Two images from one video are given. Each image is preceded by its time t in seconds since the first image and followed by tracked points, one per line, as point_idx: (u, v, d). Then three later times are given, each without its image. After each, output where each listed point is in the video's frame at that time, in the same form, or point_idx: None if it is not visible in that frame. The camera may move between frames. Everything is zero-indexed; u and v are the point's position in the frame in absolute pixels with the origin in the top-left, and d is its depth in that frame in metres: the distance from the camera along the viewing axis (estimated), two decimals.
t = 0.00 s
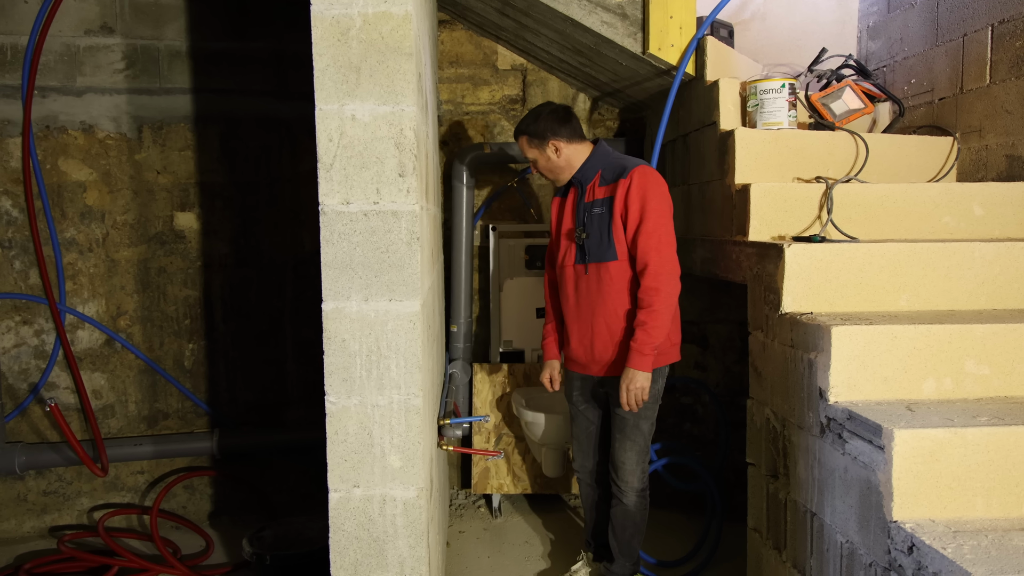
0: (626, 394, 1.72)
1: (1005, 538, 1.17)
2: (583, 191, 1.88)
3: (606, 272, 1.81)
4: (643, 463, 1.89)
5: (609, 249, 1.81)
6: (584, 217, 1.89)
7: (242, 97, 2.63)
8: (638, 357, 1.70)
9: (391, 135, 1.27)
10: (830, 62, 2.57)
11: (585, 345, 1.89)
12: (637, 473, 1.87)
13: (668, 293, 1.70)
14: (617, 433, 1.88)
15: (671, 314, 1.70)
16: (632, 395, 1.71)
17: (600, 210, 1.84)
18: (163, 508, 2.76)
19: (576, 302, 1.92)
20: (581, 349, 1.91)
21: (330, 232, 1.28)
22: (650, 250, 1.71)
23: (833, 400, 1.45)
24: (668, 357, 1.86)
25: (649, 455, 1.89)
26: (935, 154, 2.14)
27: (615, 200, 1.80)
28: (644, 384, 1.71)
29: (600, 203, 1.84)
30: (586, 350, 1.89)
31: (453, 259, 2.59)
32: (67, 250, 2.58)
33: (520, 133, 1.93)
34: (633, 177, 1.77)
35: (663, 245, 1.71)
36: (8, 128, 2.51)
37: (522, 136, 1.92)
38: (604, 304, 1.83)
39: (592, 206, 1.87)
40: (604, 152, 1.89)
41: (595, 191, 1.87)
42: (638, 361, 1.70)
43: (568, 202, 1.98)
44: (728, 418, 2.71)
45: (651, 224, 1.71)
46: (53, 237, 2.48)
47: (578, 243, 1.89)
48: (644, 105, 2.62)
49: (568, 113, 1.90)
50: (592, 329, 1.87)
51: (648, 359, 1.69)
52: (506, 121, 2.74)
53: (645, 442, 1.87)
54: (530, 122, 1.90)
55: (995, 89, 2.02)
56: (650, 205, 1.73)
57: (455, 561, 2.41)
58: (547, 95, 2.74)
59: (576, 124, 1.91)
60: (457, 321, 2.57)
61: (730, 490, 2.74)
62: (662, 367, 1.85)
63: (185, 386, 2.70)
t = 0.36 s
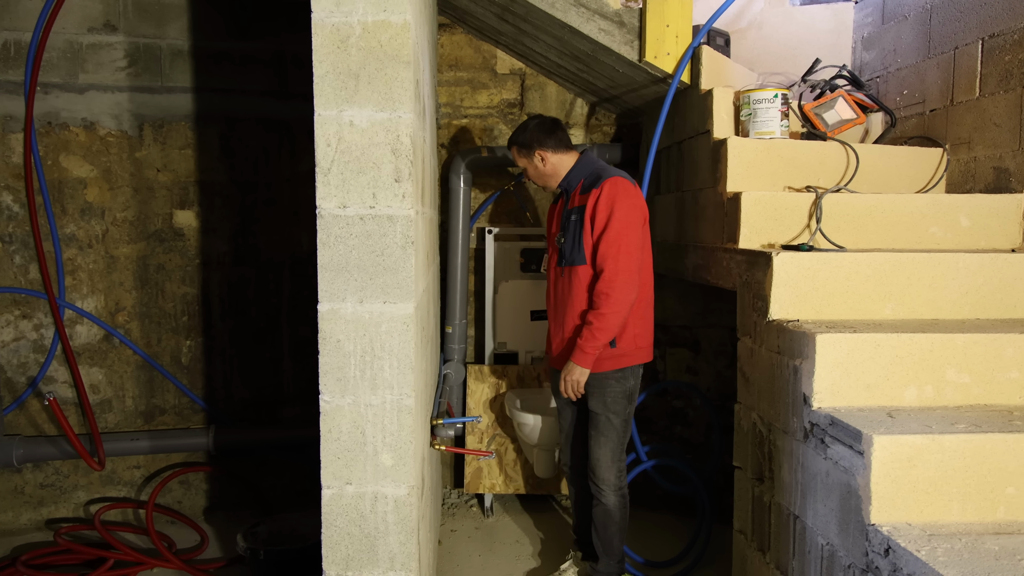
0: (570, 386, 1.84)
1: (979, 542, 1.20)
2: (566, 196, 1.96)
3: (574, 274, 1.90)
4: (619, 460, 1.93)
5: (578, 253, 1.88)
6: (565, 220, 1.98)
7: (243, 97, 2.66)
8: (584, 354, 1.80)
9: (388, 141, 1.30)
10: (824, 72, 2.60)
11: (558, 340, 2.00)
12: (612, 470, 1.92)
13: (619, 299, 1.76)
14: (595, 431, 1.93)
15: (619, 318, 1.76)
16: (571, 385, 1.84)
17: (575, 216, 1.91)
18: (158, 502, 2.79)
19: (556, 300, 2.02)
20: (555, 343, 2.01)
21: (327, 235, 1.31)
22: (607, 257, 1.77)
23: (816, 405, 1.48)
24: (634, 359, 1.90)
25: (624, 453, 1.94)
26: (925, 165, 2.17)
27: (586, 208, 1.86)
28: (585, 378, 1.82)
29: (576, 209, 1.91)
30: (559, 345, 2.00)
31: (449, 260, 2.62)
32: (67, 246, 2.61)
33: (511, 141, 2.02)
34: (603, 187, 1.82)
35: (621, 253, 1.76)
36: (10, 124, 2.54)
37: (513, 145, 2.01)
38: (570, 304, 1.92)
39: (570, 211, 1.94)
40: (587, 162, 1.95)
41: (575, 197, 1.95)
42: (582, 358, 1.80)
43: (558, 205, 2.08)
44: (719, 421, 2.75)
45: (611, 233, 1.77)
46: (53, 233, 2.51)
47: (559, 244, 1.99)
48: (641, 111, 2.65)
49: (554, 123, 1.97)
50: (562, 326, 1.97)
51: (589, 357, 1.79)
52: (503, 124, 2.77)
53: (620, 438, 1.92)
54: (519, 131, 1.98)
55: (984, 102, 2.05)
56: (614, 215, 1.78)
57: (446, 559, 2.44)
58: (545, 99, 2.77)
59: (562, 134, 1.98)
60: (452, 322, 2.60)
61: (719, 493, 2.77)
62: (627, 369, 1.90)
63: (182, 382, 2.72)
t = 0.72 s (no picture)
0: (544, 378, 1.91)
1: (941, 540, 1.26)
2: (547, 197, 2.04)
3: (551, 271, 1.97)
4: (588, 455, 2.01)
5: (555, 251, 1.96)
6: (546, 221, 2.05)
7: (243, 97, 2.70)
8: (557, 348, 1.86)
9: (379, 144, 1.35)
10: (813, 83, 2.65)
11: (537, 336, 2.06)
12: (579, 464, 2.00)
13: (590, 294, 1.82)
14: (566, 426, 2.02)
15: (591, 312, 1.83)
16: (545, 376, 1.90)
17: (554, 215, 1.99)
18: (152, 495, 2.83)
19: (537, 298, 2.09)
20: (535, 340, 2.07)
21: (318, 232, 1.35)
22: (580, 254, 1.84)
23: (792, 407, 1.53)
24: (607, 354, 1.97)
25: (592, 448, 2.01)
26: (908, 175, 2.22)
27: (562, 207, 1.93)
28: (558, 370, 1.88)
29: (554, 209, 1.99)
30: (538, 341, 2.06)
31: (443, 260, 2.67)
32: (66, 240, 2.65)
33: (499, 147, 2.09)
34: (577, 187, 1.90)
35: (593, 250, 1.83)
36: (13, 120, 2.58)
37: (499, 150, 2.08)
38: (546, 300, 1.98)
39: (550, 212, 2.02)
40: (567, 165, 2.01)
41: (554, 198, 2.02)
42: (555, 351, 1.86)
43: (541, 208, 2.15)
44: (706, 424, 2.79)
45: (583, 230, 1.84)
46: (52, 228, 2.55)
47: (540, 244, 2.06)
48: (634, 117, 2.69)
49: (539, 130, 2.04)
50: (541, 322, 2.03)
51: (562, 350, 1.85)
52: (499, 127, 2.81)
53: (588, 434, 1.99)
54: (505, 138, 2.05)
55: (966, 115, 2.10)
56: (588, 213, 1.85)
57: (435, 554, 2.48)
58: (540, 104, 2.81)
59: (546, 140, 2.04)
60: (444, 321, 2.64)
61: (705, 494, 2.82)
62: (601, 364, 1.97)
63: (178, 376, 2.76)
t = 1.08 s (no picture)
0: (537, 369, 1.96)
1: (905, 526, 1.34)
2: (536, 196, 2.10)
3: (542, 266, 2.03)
4: (578, 447, 2.07)
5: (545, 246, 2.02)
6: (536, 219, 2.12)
7: (244, 95, 2.76)
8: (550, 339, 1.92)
9: (374, 144, 1.41)
10: (803, 86, 2.71)
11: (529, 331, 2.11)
12: (570, 456, 2.05)
13: (580, 286, 1.88)
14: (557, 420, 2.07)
15: (582, 303, 1.89)
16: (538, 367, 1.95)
17: (544, 213, 2.05)
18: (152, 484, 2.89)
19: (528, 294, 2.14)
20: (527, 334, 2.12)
21: (315, 229, 1.41)
22: (570, 247, 1.90)
23: (769, 400, 1.59)
24: (597, 346, 2.03)
25: (583, 440, 2.07)
26: (891, 177, 2.28)
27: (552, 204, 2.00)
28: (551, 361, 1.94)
29: (544, 206, 2.05)
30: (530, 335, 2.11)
31: (439, 257, 2.73)
32: (70, 235, 2.71)
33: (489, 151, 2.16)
34: (566, 184, 1.98)
35: (582, 243, 1.90)
36: (19, 117, 2.64)
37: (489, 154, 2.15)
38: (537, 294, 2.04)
39: (540, 210, 2.08)
40: (555, 164, 2.08)
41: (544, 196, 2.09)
42: (547, 342, 1.91)
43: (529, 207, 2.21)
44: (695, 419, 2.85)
45: (573, 224, 1.91)
46: (57, 222, 2.61)
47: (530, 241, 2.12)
48: (627, 118, 2.75)
49: (528, 132, 2.11)
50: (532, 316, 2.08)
51: (555, 340, 1.90)
52: (495, 127, 2.87)
53: (579, 427, 2.05)
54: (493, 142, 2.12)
55: (947, 119, 2.16)
56: (577, 208, 1.92)
57: (428, 543, 2.55)
58: (536, 104, 2.86)
59: (535, 141, 2.10)
60: (440, 317, 2.69)
61: (693, 487, 2.88)
62: (590, 356, 2.03)
63: (178, 368, 2.83)
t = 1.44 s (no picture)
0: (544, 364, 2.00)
1: (892, 504, 1.40)
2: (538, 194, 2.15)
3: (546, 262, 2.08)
4: (581, 437, 2.12)
5: (549, 243, 2.07)
6: (537, 217, 2.17)
7: (248, 99, 2.82)
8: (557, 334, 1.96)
9: (377, 145, 1.47)
10: (795, 82, 2.76)
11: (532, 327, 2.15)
12: (573, 447, 2.11)
13: (586, 281, 1.94)
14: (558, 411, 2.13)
15: (587, 299, 1.94)
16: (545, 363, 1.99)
17: (547, 211, 2.11)
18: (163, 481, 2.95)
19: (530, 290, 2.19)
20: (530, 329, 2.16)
21: (322, 228, 1.47)
22: (576, 244, 1.96)
23: (762, 386, 1.65)
24: (599, 340, 2.09)
25: (585, 431, 2.12)
26: (882, 170, 2.33)
27: (557, 203, 2.06)
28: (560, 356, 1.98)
29: (548, 204, 2.11)
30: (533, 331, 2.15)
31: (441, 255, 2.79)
32: (80, 238, 2.78)
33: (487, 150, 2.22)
34: (571, 182, 2.03)
35: (588, 240, 1.96)
36: (27, 123, 2.70)
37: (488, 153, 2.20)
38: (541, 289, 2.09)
39: (542, 208, 2.14)
40: (556, 162, 2.15)
41: (546, 194, 2.14)
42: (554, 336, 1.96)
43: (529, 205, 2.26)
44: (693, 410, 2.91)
45: (579, 222, 1.97)
46: (67, 226, 2.67)
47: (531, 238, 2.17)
48: (623, 116, 2.81)
49: (527, 130, 2.17)
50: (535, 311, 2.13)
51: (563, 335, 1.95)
52: (494, 127, 2.93)
53: (581, 418, 2.11)
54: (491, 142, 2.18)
55: (934, 113, 2.22)
56: (583, 206, 1.98)
57: (435, 535, 2.61)
58: (534, 104, 2.92)
59: (533, 139, 2.17)
60: (443, 314, 2.75)
61: (693, 477, 2.94)
62: (593, 350, 2.09)
63: (187, 367, 2.89)
